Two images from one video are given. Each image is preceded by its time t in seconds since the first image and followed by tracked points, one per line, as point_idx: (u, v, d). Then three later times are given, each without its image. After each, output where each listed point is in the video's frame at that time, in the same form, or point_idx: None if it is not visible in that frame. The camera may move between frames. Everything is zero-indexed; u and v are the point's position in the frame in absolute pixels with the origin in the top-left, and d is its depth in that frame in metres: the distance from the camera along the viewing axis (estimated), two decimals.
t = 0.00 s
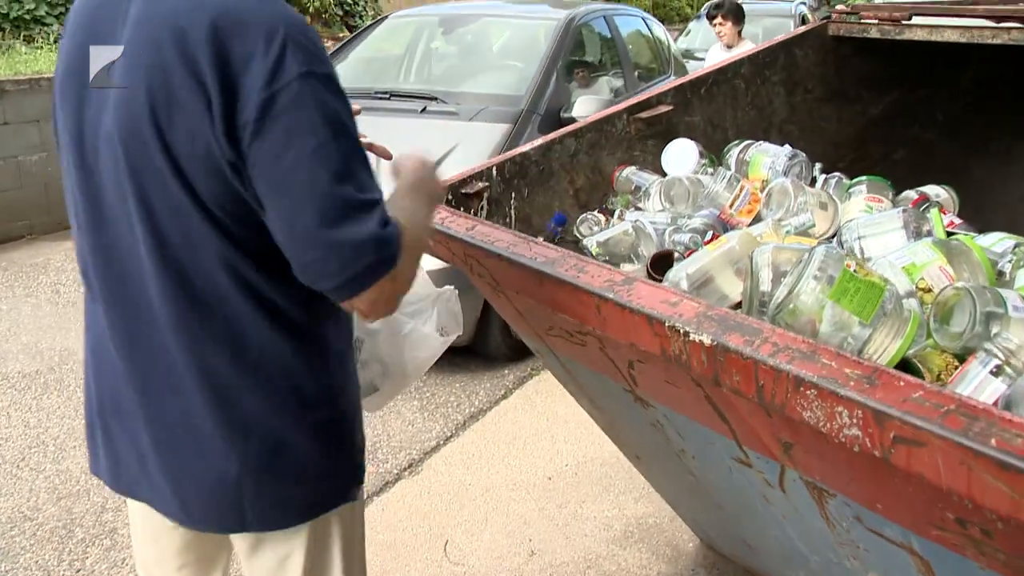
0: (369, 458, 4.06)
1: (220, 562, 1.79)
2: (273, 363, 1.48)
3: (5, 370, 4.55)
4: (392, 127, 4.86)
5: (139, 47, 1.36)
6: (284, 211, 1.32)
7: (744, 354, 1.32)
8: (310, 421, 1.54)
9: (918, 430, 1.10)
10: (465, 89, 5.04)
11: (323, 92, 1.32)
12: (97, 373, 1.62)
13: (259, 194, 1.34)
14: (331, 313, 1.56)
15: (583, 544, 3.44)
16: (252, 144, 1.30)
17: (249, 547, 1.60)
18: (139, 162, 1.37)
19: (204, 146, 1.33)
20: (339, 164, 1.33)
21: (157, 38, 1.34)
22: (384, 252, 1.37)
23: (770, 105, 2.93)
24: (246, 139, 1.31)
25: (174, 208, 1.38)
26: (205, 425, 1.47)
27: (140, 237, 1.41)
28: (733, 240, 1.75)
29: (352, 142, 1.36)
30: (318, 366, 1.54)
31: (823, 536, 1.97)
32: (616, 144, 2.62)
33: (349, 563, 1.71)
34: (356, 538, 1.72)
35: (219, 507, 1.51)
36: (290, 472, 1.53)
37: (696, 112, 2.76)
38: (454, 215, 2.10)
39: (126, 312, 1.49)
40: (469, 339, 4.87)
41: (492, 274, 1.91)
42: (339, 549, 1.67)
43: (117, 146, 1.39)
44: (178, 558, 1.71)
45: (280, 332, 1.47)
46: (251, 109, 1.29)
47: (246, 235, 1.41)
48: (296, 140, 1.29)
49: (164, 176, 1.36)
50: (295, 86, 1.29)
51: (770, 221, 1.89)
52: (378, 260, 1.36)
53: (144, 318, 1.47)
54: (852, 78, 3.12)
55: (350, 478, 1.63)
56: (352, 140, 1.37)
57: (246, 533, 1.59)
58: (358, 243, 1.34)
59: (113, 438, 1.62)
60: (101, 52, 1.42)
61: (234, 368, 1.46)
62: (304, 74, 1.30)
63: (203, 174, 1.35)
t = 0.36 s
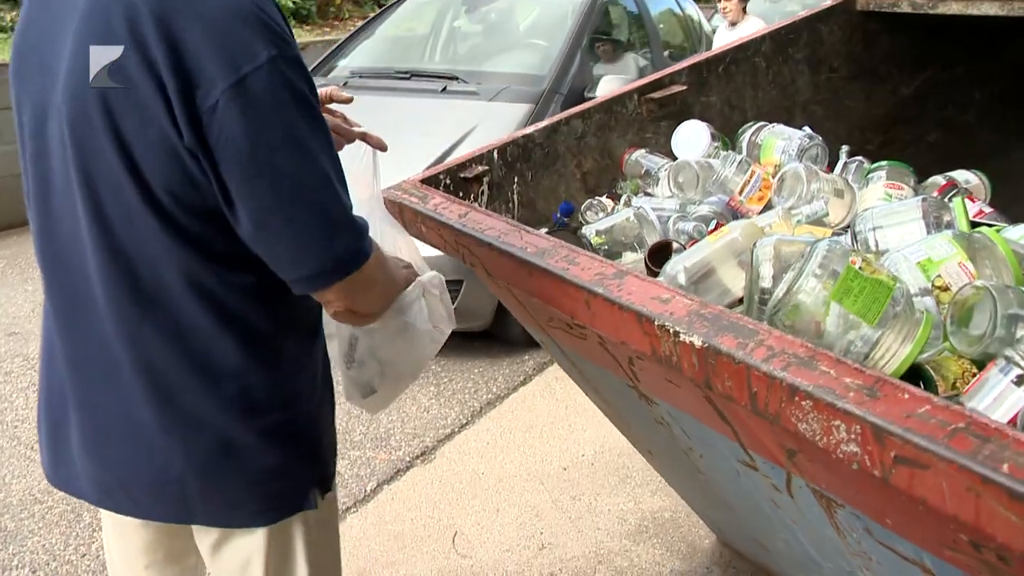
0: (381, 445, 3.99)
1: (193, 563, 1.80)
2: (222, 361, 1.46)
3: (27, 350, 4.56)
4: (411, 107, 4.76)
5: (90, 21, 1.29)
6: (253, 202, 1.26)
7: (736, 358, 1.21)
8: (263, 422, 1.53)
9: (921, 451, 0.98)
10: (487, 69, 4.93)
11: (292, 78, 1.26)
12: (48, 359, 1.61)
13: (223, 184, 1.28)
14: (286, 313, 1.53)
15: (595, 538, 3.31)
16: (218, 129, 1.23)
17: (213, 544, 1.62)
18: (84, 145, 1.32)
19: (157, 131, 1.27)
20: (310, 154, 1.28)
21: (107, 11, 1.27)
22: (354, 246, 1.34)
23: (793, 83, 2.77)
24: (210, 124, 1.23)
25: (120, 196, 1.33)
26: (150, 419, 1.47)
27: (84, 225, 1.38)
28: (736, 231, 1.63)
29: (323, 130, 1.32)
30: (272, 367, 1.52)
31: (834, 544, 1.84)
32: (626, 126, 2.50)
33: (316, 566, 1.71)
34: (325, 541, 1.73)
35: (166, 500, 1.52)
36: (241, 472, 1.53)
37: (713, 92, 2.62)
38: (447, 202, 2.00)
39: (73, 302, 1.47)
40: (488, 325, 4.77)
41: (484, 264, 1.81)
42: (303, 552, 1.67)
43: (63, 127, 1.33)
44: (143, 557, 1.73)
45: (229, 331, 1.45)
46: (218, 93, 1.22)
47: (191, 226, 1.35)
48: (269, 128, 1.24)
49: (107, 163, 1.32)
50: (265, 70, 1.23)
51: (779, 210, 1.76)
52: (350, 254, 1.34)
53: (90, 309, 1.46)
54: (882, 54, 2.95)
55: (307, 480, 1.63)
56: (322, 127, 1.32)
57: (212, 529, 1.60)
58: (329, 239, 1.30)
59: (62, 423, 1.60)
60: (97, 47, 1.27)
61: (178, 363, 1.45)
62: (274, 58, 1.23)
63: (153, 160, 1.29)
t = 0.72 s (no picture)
0: (403, 425, 3.90)
1: (182, 532, 1.75)
2: (203, 331, 1.38)
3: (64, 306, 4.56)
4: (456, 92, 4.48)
5: None
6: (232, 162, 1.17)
7: (712, 372, 1.13)
8: (247, 396, 1.45)
9: (889, 490, 0.90)
10: (539, 51, 4.63)
11: (265, 37, 1.16)
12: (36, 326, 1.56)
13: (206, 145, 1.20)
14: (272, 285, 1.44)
15: (607, 535, 3.19)
16: (192, 93, 1.16)
17: (190, 518, 1.52)
18: (68, 108, 1.26)
19: (141, 96, 1.20)
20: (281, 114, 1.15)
21: None
22: (343, 207, 1.19)
23: (837, 79, 2.65)
24: (188, 88, 1.16)
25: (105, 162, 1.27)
26: (132, 390, 1.40)
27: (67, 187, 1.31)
28: (738, 235, 1.54)
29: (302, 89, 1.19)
30: (257, 339, 1.44)
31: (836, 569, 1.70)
32: (654, 116, 2.41)
33: (297, 549, 1.61)
34: (307, 523, 1.63)
35: (151, 474, 1.46)
36: (224, 448, 1.45)
37: (749, 84, 2.51)
38: (455, 186, 1.94)
39: (57, 267, 1.41)
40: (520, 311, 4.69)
41: (482, 253, 1.75)
42: (283, 532, 1.58)
43: (49, 91, 1.28)
44: (131, 523, 1.67)
45: (211, 300, 1.36)
46: (190, 56, 1.15)
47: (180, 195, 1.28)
48: (237, 89, 1.14)
49: (91, 124, 1.25)
50: (233, 30, 1.14)
51: (794, 213, 1.68)
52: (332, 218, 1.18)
53: (73, 275, 1.39)
54: (938, 53, 2.78)
55: (293, 459, 1.55)
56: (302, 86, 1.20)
57: (189, 505, 1.51)
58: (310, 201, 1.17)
59: (50, 391, 1.55)
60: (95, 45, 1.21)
61: (163, 333, 1.36)
62: (242, 15, 1.14)
63: (138, 127, 1.22)
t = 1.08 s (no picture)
0: (447, 423, 3.77)
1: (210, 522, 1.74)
2: (227, 326, 1.34)
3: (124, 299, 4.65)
4: (509, 88, 4.04)
5: None
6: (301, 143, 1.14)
7: (721, 385, 1.08)
8: (270, 389, 1.42)
9: (894, 518, 0.84)
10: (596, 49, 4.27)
11: (316, 19, 1.10)
12: (68, 317, 1.55)
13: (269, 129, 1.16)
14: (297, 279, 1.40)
15: (647, 541, 3.09)
16: (248, 88, 1.11)
17: (213, 509, 1.51)
18: (93, 101, 1.23)
19: (181, 93, 1.16)
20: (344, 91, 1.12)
21: None
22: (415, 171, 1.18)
23: (894, 79, 2.57)
24: (242, 83, 1.11)
25: (133, 158, 1.23)
26: (159, 383, 1.38)
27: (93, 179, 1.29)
28: (766, 240, 1.47)
29: (363, 62, 1.15)
30: (280, 332, 1.41)
31: None
32: (698, 116, 2.33)
33: (317, 546, 1.59)
34: (327, 518, 1.61)
35: (177, 467, 1.44)
36: (247, 442, 1.43)
37: (799, 84, 2.43)
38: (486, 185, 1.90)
39: (86, 259, 1.39)
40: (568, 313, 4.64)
41: (508, 255, 1.72)
42: (302, 528, 1.56)
43: (78, 83, 1.25)
44: (160, 514, 1.66)
45: (236, 295, 1.33)
46: (246, 50, 1.08)
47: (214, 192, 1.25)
48: (294, 79, 1.09)
49: (118, 118, 1.21)
50: (284, 19, 1.08)
51: (831, 218, 1.62)
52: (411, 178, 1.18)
53: (101, 266, 1.37)
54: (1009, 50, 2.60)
55: (315, 453, 1.52)
56: (365, 60, 1.15)
57: (211, 497, 1.50)
58: (387, 164, 1.15)
59: (85, 382, 1.55)
60: (106, 48, 1.18)
61: (193, 328, 1.34)
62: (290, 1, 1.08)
63: (175, 124, 1.19)
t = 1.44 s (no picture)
0: (475, 423, 3.58)
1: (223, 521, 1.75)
2: (233, 324, 1.35)
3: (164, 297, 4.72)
4: (546, 87, 3.98)
5: None
6: (256, 167, 1.10)
7: (727, 398, 1.05)
8: (277, 389, 1.41)
9: (898, 543, 0.81)
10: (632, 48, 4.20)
11: (301, 40, 1.08)
12: (82, 313, 1.56)
13: (235, 145, 1.12)
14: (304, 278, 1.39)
15: (671, 548, 2.92)
16: (224, 94, 1.08)
17: (221, 507, 1.52)
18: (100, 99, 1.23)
19: (175, 93, 1.14)
20: (311, 114, 1.07)
21: None
22: (366, 215, 1.11)
23: (932, 80, 2.50)
24: (220, 89, 1.09)
25: (138, 155, 1.23)
26: (164, 381, 1.39)
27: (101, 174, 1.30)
28: (784, 247, 1.43)
29: (340, 96, 1.12)
30: (289, 333, 1.40)
31: None
32: (727, 117, 2.28)
33: (324, 548, 1.59)
34: (335, 520, 1.60)
35: (183, 464, 1.45)
36: (253, 442, 1.42)
37: (833, 85, 2.37)
38: (505, 187, 1.87)
39: (99, 255, 1.41)
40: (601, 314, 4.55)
41: (524, 258, 1.69)
42: (310, 530, 1.56)
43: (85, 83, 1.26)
44: (171, 511, 1.67)
45: (242, 294, 1.33)
46: (224, 54, 1.07)
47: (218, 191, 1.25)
48: (266, 98, 1.07)
49: (121, 115, 1.21)
50: (269, 31, 1.05)
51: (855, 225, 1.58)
52: (359, 222, 1.11)
53: (114, 264, 1.38)
54: None
55: (323, 454, 1.51)
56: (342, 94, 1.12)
57: (218, 495, 1.50)
58: (338, 203, 1.09)
59: (95, 378, 1.57)
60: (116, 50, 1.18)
61: (198, 326, 1.35)
62: (278, 16, 1.06)
63: (170, 126, 1.17)
